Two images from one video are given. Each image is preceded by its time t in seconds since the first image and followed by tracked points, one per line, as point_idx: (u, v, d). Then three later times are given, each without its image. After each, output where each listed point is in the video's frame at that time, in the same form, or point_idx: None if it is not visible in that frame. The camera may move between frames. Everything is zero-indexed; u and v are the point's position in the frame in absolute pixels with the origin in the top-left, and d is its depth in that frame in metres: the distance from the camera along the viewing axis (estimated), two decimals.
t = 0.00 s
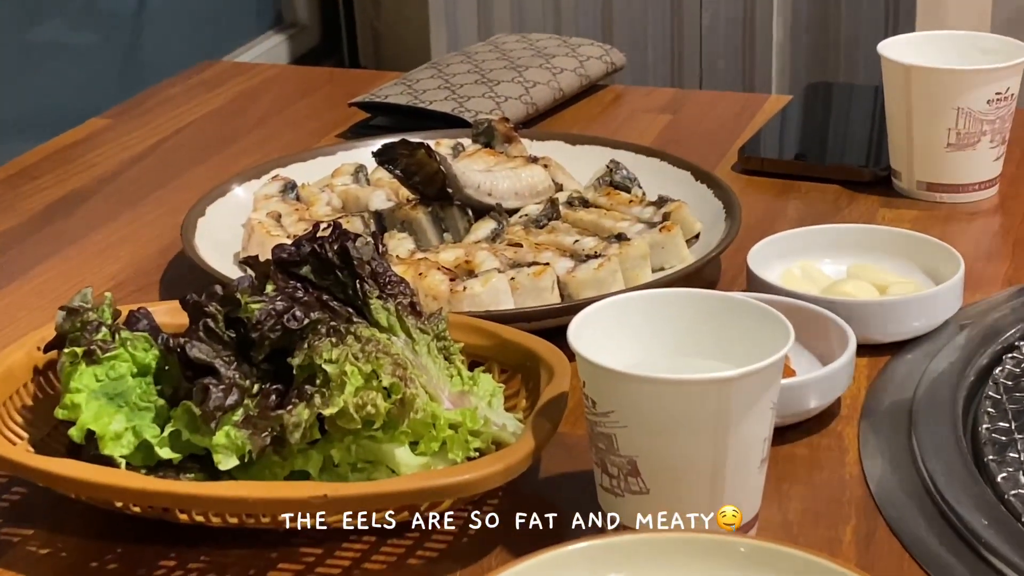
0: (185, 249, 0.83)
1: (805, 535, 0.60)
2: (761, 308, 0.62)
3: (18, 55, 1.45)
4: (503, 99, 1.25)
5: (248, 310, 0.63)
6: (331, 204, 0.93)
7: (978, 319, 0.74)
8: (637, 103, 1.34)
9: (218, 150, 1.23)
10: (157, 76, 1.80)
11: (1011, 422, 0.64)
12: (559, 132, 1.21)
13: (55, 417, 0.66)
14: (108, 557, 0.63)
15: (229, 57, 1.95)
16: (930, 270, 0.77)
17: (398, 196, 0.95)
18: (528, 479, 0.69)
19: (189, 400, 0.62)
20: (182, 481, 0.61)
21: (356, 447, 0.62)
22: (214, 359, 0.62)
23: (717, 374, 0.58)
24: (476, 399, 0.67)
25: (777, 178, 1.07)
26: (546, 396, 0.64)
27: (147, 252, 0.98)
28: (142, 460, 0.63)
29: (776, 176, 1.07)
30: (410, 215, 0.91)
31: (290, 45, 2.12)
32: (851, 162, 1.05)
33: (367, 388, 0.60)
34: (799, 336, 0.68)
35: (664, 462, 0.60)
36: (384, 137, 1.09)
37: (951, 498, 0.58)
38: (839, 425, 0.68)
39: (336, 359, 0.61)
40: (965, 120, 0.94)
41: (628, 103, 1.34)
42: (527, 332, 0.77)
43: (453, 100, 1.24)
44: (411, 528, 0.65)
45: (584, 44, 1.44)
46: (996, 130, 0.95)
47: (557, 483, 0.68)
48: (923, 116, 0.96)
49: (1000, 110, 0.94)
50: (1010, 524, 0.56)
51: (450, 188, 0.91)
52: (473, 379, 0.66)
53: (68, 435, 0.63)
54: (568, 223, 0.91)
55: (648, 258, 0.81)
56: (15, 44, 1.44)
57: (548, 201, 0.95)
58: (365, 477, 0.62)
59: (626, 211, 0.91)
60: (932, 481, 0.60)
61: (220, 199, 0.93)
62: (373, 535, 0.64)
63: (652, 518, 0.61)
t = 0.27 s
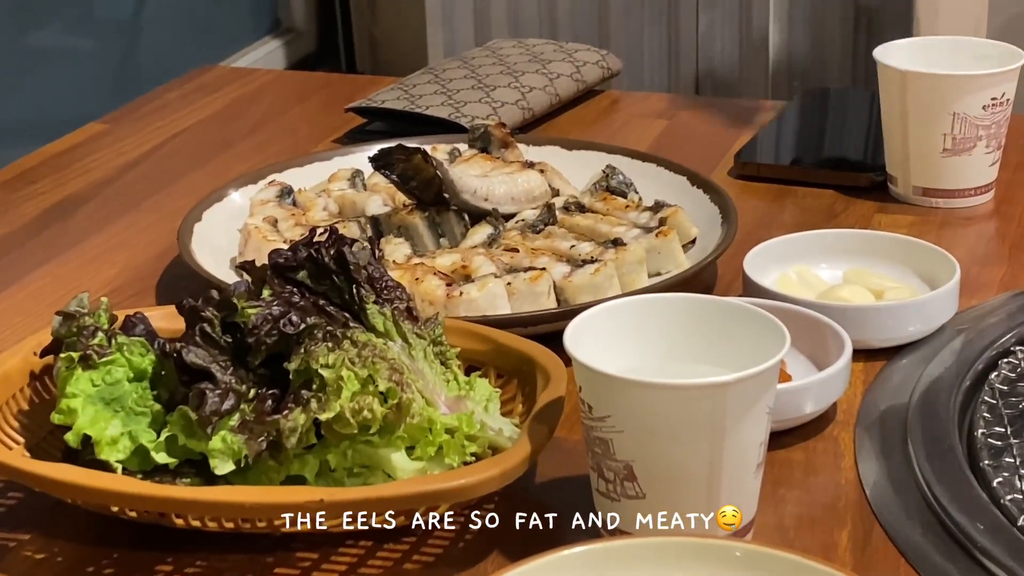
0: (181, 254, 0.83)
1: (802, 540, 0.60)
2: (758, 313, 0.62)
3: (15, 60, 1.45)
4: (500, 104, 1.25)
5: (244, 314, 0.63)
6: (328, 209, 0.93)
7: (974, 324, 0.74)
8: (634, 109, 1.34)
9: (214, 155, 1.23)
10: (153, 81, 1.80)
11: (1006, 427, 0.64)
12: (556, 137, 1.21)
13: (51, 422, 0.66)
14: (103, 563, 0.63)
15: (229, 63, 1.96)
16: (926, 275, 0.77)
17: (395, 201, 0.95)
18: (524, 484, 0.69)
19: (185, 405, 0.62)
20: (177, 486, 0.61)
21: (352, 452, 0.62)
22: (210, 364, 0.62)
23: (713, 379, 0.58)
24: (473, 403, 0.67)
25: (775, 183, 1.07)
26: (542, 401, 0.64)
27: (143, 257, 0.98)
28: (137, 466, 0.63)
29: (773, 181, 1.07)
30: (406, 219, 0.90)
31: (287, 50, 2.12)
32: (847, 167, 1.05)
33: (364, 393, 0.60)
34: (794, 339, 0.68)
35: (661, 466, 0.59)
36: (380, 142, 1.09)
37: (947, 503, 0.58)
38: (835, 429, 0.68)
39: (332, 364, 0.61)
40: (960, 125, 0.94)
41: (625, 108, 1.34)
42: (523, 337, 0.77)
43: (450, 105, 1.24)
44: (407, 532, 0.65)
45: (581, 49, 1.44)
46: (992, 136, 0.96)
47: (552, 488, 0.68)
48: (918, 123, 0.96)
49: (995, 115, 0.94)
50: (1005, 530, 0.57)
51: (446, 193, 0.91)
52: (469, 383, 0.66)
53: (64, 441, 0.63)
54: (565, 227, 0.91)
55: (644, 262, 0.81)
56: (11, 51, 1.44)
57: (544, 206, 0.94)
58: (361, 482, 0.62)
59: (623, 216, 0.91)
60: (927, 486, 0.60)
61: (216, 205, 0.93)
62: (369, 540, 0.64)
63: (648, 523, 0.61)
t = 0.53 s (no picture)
0: (178, 258, 0.83)
1: (798, 544, 0.60)
2: (754, 317, 0.62)
3: (12, 64, 1.45)
4: (497, 109, 1.25)
5: (242, 319, 0.63)
6: (325, 214, 0.93)
7: (970, 328, 0.75)
8: (631, 113, 1.34)
9: (212, 159, 1.23)
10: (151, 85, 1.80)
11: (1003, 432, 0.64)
12: (553, 141, 1.21)
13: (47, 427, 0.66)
14: (100, 568, 0.63)
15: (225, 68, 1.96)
16: (922, 280, 0.77)
17: (392, 206, 0.95)
18: (521, 489, 0.69)
19: (182, 410, 0.62)
20: (174, 490, 0.61)
21: (349, 456, 0.62)
22: (208, 369, 0.62)
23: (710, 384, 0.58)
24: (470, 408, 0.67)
25: (771, 188, 1.07)
26: (539, 406, 0.64)
27: (139, 262, 0.98)
28: (134, 470, 0.63)
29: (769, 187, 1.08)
30: (404, 224, 0.90)
31: (284, 54, 2.12)
32: (844, 172, 1.06)
33: (361, 397, 0.60)
34: (792, 344, 0.68)
35: (658, 470, 0.59)
36: (377, 146, 1.09)
37: (944, 508, 0.58)
38: (831, 433, 0.68)
39: (329, 369, 0.61)
40: (958, 129, 0.95)
41: (622, 113, 1.34)
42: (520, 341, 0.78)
43: (446, 109, 1.24)
44: (404, 537, 0.65)
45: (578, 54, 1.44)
46: (989, 140, 0.96)
47: (548, 493, 0.68)
48: (915, 127, 0.96)
49: (993, 119, 0.95)
50: (1003, 534, 0.57)
51: (444, 197, 0.91)
52: (467, 389, 0.66)
53: (63, 446, 0.63)
54: (562, 232, 0.91)
55: (641, 266, 0.81)
56: (8, 54, 1.44)
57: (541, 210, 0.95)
58: (358, 487, 0.62)
59: (620, 220, 0.91)
60: (925, 491, 0.60)
61: (214, 209, 0.93)
62: (366, 545, 0.64)
63: (646, 528, 0.61)
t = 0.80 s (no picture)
0: (173, 262, 0.83)
1: (793, 547, 0.60)
2: (748, 321, 0.62)
3: (6, 67, 1.45)
4: (491, 112, 1.25)
5: (237, 323, 0.63)
6: (319, 217, 0.93)
7: (964, 332, 0.75)
8: (625, 117, 1.34)
9: (206, 162, 1.23)
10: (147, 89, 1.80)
11: (997, 435, 0.64)
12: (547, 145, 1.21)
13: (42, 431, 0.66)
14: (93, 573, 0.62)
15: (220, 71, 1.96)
16: (916, 282, 0.77)
17: (387, 209, 0.95)
18: (515, 493, 0.69)
19: (176, 413, 0.62)
20: (169, 494, 0.61)
21: (344, 460, 0.62)
22: (202, 372, 0.62)
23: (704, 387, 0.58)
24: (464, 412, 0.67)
25: (766, 191, 1.07)
26: (534, 409, 0.64)
27: (134, 265, 0.98)
28: (128, 474, 0.63)
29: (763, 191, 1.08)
30: (399, 227, 0.90)
31: (278, 58, 2.12)
32: (838, 175, 1.06)
33: (355, 401, 0.60)
34: (786, 348, 0.68)
35: (653, 474, 0.60)
36: (372, 150, 1.09)
37: (939, 511, 0.58)
38: (826, 437, 0.68)
39: (324, 373, 0.61)
40: (952, 134, 0.95)
41: (616, 116, 1.34)
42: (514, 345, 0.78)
43: (440, 113, 1.24)
44: (399, 541, 0.65)
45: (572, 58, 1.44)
46: (983, 144, 0.96)
47: (543, 497, 0.68)
48: (909, 131, 0.96)
49: (987, 123, 0.95)
50: (998, 538, 0.57)
51: (438, 201, 0.91)
52: (461, 393, 0.66)
53: (57, 450, 0.63)
54: (557, 235, 0.91)
55: (637, 270, 0.81)
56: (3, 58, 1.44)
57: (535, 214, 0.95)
58: (353, 491, 0.62)
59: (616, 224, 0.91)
60: (919, 494, 0.60)
61: (209, 213, 0.93)
62: (360, 549, 0.64)
63: (640, 531, 0.61)
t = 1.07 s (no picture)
0: (162, 266, 0.83)
1: (783, 549, 0.60)
2: (740, 324, 0.62)
3: None
4: (481, 116, 1.25)
5: (227, 326, 0.63)
6: (309, 220, 0.93)
7: (953, 333, 0.75)
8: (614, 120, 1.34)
9: (196, 165, 1.23)
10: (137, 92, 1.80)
11: (986, 436, 0.64)
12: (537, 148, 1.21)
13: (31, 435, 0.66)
14: None
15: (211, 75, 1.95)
16: (905, 285, 0.77)
17: (377, 212, 0.95)
18: (505, 495, 0.69)
19: (166, 416, 0.62)
20: (158, 497, 0.61)
21: (334, 462, 0.62)
22: (192, 375, 0.62)
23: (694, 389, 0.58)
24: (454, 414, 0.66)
25: (756, 194, 1.07)
26: (524, 412, 0.64)
27: (122, 269, 0.97)
28: (117, 477, 0.63)
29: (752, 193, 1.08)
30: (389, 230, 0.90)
31: (267, 62, 2.12)
32: (827, 177, 1.06)
33: (345, 404, 0.60)
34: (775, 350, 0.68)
35: (644, 475, 0.60)
36: (362, 153, 1.09)
37: (929, 513, 0.59)
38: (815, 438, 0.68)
39: (314, 376, 0.61)
40: (941, 136, 0.95)
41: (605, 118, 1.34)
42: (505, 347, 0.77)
43: (430, 116, 1.24)
44: (389, 544, 0.65)
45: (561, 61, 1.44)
46: (972, 146, 0.96)
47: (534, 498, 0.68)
48: (898, 134, 0.96)
49: (975, 126, 0.95)
50: (988, 539, 0.57)
51: (427, 203, 0.91)
52: (451, 395, 0.66)
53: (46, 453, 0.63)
54: (547, 237, 0.91)
55: (627, 272, 0.81)
56: None
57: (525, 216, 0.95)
58: (343, 493, 0.62)
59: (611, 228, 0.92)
60: (908, 496, 0.60)
61: (200, 215, 0.93)
62: (351, 551, 0.64)
63: (631, 533, 0.61)
